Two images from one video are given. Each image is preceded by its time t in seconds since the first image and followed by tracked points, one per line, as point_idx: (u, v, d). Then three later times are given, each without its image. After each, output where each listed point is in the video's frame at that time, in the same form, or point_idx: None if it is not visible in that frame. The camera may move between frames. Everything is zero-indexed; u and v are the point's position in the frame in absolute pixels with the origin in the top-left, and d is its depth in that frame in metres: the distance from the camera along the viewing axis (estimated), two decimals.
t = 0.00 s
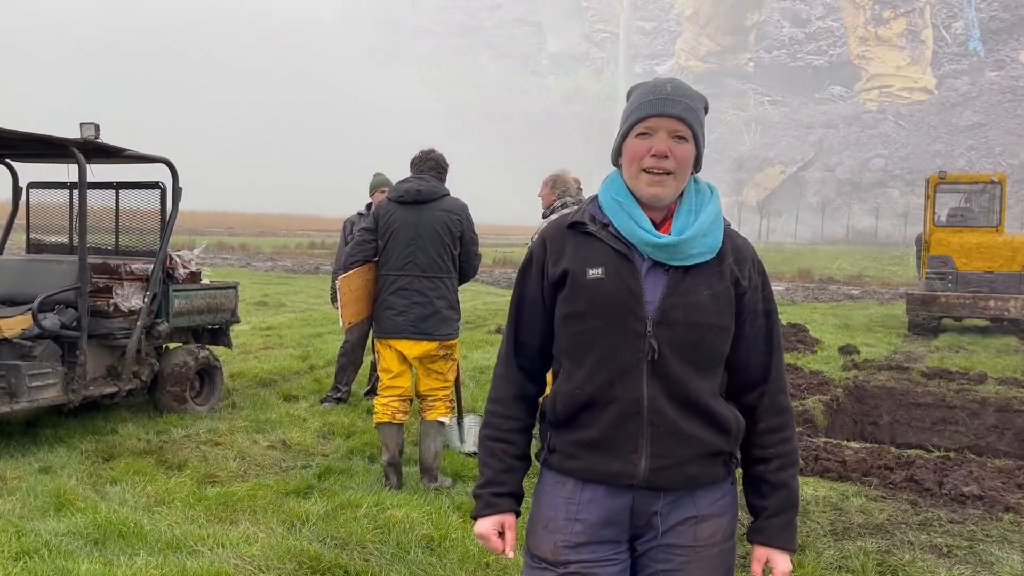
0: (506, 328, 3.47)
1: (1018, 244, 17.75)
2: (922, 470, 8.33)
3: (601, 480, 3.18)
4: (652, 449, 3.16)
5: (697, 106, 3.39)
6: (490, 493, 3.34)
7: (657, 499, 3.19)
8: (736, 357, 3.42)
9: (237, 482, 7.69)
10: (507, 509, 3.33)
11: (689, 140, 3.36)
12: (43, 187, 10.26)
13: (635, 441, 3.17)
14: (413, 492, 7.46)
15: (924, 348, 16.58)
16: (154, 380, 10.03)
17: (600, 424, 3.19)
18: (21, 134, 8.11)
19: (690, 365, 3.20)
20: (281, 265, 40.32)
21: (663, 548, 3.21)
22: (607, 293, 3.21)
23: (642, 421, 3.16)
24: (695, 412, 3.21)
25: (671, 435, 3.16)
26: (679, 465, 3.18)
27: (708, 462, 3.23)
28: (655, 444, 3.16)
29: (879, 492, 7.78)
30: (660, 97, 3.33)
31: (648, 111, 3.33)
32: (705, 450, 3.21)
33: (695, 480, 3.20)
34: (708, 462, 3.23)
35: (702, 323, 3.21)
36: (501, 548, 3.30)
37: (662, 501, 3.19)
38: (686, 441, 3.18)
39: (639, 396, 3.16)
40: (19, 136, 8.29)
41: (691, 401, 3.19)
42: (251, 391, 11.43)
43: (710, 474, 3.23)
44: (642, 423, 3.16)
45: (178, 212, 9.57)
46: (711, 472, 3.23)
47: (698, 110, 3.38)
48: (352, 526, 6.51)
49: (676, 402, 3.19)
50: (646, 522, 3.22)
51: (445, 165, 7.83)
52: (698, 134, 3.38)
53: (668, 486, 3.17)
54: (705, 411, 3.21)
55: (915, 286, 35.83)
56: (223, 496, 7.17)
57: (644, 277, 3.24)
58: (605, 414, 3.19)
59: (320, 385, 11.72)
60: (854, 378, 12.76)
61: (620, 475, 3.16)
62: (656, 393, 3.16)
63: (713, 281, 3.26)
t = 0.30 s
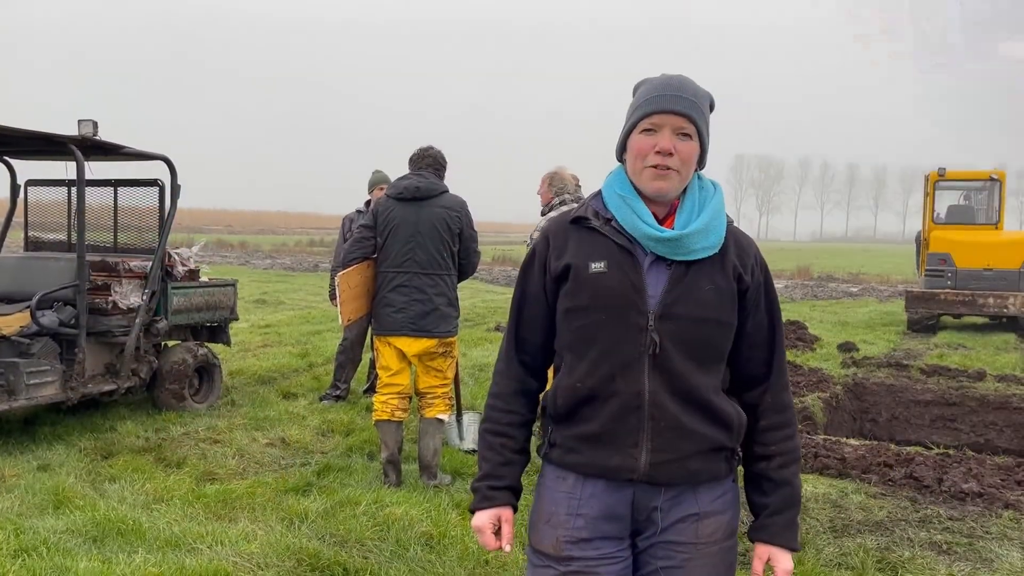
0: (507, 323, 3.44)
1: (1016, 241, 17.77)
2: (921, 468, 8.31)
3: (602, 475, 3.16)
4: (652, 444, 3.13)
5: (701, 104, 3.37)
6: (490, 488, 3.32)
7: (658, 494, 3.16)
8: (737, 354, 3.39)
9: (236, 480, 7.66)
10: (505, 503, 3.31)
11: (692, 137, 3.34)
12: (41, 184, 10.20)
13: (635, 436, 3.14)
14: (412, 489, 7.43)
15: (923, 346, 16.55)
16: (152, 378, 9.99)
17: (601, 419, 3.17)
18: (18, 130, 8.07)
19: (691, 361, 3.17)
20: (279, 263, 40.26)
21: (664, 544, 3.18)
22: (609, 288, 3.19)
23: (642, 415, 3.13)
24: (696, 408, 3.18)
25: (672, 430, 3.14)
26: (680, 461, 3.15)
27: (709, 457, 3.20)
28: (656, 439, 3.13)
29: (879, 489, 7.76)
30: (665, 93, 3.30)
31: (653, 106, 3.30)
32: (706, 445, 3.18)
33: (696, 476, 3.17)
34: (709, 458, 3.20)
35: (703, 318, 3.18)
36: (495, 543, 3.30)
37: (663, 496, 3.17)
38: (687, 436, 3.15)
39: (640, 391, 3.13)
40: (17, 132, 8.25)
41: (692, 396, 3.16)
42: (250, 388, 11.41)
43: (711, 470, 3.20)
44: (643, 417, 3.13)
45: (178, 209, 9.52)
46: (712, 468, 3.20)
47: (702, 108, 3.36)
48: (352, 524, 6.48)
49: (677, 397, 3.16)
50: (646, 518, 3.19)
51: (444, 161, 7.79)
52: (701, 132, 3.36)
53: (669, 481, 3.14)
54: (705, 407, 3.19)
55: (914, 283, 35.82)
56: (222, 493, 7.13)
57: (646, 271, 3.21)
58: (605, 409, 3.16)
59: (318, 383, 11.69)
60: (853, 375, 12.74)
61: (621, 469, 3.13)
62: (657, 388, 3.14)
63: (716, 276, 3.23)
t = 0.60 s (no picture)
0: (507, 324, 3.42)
1: (1014, 239, 17.77)
2: (920, 466, 8.30)
3: (602, 475, 3.13)
4: (653, 444, 3.11)
5: (706, 103, 3.36)
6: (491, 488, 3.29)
7: (658, 494, 3.14)
8: (738, 355, 3.37)
9: (234, 480, 7.64)
10: (506, 502, 3.28)
11: (698, 137, 3.32)
12: (39, 183, 10.17)
13: (636, 435, 3.12)
14: (411, 488, 7.41)
15: (921, 344, 16.54)
16: (150, 377, 9.96)
17: (601, 419, 3.15)
18: (15, 129, 8.04)
19: (692, 362, 3.15)
20: (277, 262, 40.22)
21: (665, 544, 3.16)
22: (610, 288, 3.17)
23: (643, 415, 3.11)
24: (697, 408, 3.16)
25: (672, 430, 3.12)
26: (681, 461, 3.12)
27: (710, 458, 3.18)
28: (656, 439, 3.11)
29: (877, 488, 7.74)
30: (671, 92, 3.28)
31: (660, 105, 3.27)
32: (706, 445, 3.16)
33: (696, 476, 3.15)
34: (709, 458, 3.18)
35: (705, 319, 3.16)
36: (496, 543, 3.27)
37: (664, 496, 3.14)
38: (687, 436, 3.13)
39: (640, 391, 3.11)
40: (12, 131, 8.21)
41: (693, 396, 3.14)
42: (248, 388, 11.39)
43: (712, 470, 3.18)
44: (644, 417, 3.11)
45: (175, 208, 9.48)
46: (712, 468, 3.18)
47: (707, 107, 3.35)
48: (350, 523, 6.45)
49: (678, 397, 3.14)
50: (647, 518, 3.17)
51: (442, 160, 7.77)
52: (706, 132, 3.34)
53: (670, 480, 3.12)
54: (706, 407, 3.16)
55: (913, 282, 35.81)
56: (220, 493, 7.11)
57: (646, 271, 3.19)
58: (606, 409, 3.14)
59: (316, 382, 11.66)
60: (851, 374, 12.72)
61: (622, 469, 3.11)
62: (658, 388, 3.11)
63: (716, 277, 3.21)
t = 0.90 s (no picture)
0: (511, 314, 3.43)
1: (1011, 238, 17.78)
2: (919, 465, 8.28)
3: (603, 471, 3.11)
4: (655, 439, 3.08)
5: (694, 101, 3.28)
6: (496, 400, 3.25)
7: (659, 491, 3.11)
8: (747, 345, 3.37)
9: (232, 479, 7.61)
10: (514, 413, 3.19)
11: (694, 140, 3.28)
12: (37, 182, 10.13)
13: (638, 430, 3.09)
14: (409, 487, 7.39)
15: (920, 343, 16.53)
16: (149, 376, 9.94)
17: (603, 414, 3.12)
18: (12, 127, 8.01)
19: (697, 357, 3.13)
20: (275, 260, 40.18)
21: (666, 543, 3.13)
22: (614, 283, 3.16)
23: (646, 410, 3.08)
24: (701, 404, 3.13)
25: (675, 425, 3.09)
26: (684, 457, 3.09)
27: (713, 456, 3.14)
28: (659, 435, 3.08)
29: (876, 487, 7.72)
30: (658, 105, 3.23)
31: (647, 122, 3.24)
32: (709, 443, 3.12)
33: (699, 473, 3.11)
34: (712, 455, 3.14)
35: (710, 315, 3.14)
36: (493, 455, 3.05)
37: (665, 493, 3.11)
38: (690, 433, 3.10)
39: (643, 386, 3.09)
40: (9, 130, 8.17)
41: (697, 392, 3.11)
42: (246, 387, 11.36)
43: (714, 468, 3.14)
44: (646, 412, 3.08)
45: (173, 206, 9.45)
46: (715, 466, 3.14)
47: (696, 107, 3.27)
48: (348, 522, 6.42)
49: (681, 394, 3.11)
50: (648, 515, 3.14)
51: (440, 159, 7.74)
52: (701, 131, 3.29)
53: (672, 477, 3.09)
54: (709, 404, 3.13)
55: (912, 280, 35.80)
56: (218, 492, 7.07)
57: (651, 266, 3.18)
58: (608, 404, 3.11)
59: (315, 381, 11.64)
60: (850, 372, 12.71)
61: (623, 465, 3.09)
62: (661, 383, 3.09)
63: (720, 272, 3.19)
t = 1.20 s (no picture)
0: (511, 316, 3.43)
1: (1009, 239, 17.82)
2: (917, 465, 8.29)
3: (602, 472, 3.11)
4: (653, 440, 3.08)
5: (669, 92, 3.36)
6: (551, 345, 3.09)
7: (658, 492, 3.11)
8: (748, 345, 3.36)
9: (231, 480, 7.61)
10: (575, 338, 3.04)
11: (678, 127, 3.32)
12: (35, 183, 10.13)
13: (637, 431, 3.10)
14: (408, 488, 7.39)
15: (918, 343, 16.56)
16: (147, 377, 9.93)
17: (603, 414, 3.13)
18: (10, 128, 8.00)
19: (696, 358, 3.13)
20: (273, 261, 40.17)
21: (665, 545, 3.14)
22: (614, 285, 3.17)
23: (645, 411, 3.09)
24: (700, 405, 3.13)
25: (674, 426, 3.09)
26: (682, 458, 3.09)
27: (711, 457, 3.14)
28: (658, 435, 3.09)
29: (875, 487, 7.73)
30: (637, 100, 3.31)
31: (628, 121, 3.32)
32: (708, 444, 3.12)
33: (697, 475, 3.11)
34: (711, 456, 3.14)
35: (710, 315, 3.14)
36: (608, 369, 2.92)
37: (664, 495, 3.11)
38: (689, 434, 3.10)
39: (643, 386, 3.10)
40: (8, 131, 8.16)
41: (697, 393, 3.12)
42: (245, 388, 11.36)
43: (713, 469, 3.14)
44: (645, 413, 3.09)
45: (171, 207, 9.44)
46: (715, 467, 3.14)
47: (671, 96, 3.34)
48: (347, 523, 6.42)
49: (681, 395, 3.11)
50: (647, 517, 3.14)
51: (438, 159, 7.75)
52: (683, 117, 3.34)
53: (671, 478, 3.08)
54: (708, 404, 3.13)
55: (910, 280, 35.85)
56: (217, 493, 7.07)
57: (649, 267, 3.19)
58: (607, 404, 3.12)
59: (313, 381, 11.64)
60: (849, 373, 12.72)
61: (622, 465, 3.09)
62: (661, 384, 3.09)
63: (718, 273, 3.19)
